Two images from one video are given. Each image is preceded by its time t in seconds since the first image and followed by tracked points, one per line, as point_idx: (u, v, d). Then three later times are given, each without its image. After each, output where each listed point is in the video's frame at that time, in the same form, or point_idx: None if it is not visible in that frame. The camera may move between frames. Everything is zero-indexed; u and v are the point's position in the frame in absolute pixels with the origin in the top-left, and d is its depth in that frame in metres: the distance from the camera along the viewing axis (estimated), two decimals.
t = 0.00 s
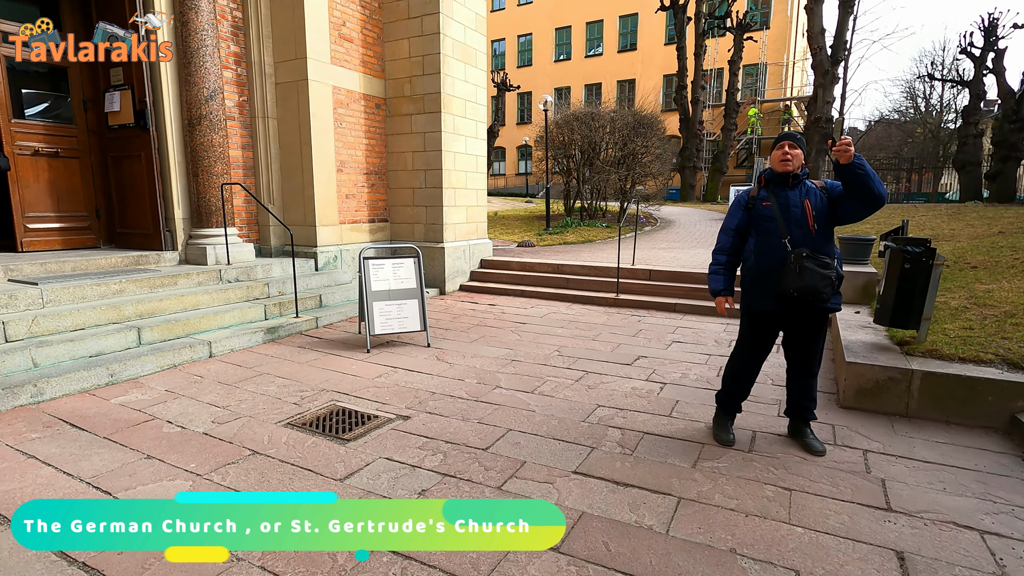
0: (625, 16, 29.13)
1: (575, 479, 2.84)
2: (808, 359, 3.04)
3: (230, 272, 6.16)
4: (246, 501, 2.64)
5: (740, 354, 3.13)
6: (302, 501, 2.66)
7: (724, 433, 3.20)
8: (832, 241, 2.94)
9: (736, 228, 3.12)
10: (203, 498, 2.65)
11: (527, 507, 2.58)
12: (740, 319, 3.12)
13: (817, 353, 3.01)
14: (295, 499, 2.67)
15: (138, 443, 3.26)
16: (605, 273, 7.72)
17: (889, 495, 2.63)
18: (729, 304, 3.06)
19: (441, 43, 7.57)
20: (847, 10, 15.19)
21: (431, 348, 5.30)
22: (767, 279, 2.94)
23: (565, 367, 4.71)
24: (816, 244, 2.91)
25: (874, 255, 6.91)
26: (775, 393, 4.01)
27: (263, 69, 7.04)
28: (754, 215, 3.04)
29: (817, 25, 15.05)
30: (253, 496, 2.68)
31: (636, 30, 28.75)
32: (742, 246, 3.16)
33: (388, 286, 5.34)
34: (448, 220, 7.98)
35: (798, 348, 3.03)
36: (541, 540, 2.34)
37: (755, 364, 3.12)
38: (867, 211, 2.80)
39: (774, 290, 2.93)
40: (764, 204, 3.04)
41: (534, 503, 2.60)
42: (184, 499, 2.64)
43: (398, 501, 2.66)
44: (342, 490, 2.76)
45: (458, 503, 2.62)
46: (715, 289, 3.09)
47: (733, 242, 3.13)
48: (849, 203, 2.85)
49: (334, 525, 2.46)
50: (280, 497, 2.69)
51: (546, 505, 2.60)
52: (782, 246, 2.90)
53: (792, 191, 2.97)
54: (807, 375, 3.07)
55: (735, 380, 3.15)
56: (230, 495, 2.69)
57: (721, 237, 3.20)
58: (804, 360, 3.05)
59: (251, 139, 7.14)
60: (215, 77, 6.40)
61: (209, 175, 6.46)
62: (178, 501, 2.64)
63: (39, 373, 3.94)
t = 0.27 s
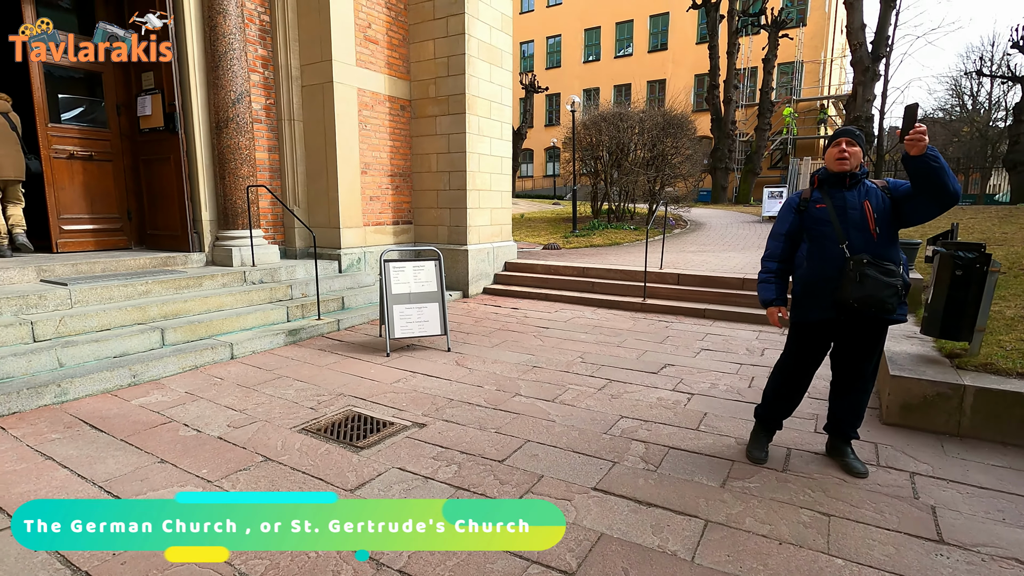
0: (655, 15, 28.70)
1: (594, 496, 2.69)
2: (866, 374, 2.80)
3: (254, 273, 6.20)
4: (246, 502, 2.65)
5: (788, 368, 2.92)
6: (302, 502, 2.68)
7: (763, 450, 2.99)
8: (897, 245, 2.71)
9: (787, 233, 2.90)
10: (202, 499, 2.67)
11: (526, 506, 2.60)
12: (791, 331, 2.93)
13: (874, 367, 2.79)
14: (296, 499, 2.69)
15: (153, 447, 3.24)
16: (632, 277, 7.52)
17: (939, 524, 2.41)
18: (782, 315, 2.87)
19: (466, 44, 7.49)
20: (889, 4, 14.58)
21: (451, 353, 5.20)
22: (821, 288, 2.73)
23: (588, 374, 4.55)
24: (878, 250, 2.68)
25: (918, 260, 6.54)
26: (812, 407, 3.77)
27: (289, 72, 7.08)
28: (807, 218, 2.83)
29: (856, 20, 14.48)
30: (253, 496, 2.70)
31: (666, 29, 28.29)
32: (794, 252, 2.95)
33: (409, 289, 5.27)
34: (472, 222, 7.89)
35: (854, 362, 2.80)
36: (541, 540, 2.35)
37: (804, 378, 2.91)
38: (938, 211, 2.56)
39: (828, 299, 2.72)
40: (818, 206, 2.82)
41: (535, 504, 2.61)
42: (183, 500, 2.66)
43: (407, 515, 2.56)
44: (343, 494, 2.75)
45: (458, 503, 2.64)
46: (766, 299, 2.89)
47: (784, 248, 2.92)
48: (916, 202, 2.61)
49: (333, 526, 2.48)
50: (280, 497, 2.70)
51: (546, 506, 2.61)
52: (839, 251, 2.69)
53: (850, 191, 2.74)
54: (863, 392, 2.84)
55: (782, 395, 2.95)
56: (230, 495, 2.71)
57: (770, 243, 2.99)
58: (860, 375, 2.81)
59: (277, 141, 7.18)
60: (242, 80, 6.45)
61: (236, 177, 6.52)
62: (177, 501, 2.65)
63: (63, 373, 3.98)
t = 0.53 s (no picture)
0: (688, 16, 28.21)
1: (615, 519, 2.53)
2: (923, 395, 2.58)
3: (279, 277, 6.23)
4: (247, 502, 2.68)
5: (837, 385, 2.72)
6: (303, 502, 2.71)
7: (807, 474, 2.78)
8: (960, 255, 2.51)
9: (837, 240, 2.68)
10: (202, 499, 2.70)
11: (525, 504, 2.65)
12: (840, 345, 2.73)
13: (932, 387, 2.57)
14: (297, 500, 2.72)
15: (168, 452, 3.22)
16: (661, 283, 7.29)
17: (1000, 563, 2.17)
18: (830, 328, 2.69)
19: (492, 46, 7.41)
20: None
21: (473, 360, 5.10)
22: (876, 300, 2.53)
23: (612, 385, 4.37)
24: (939, 259, 2.48)
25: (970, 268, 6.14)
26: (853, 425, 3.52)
27: (317, 77, 7.12)
28: (859, 225, 2.62)
29: (900, 16, 13.87)
30: (255, 497, 2.73)
31: (699, 31, 27.77)
32: (843, 260, 2.73)
33: (430, 295, 5.19)
34: (497, 226, 7.79)
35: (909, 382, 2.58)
36: (541, 540, 2.38)
37: (852, 398, 2.69)
38: (1010, 219, 2.36)
39: (883, 313, 2.52)
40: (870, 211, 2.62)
41: (535, 504, 2.65)
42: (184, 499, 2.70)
43: (418, 533, 2.45)
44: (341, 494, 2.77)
45: (457, 503, 2.67)
46: (813, 311, 2.68)
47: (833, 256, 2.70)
48: (984, 209, 2.42)
49: (333, 525, 2.50)
50: (280, 498, 2.73)
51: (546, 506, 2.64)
52: (897, 261, 2.48)
53: (908, 196, 2.54)
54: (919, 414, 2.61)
55: (830, 414, 2.75)
56: (230, 496, 2.74)
57: (816, 250, 2.76)
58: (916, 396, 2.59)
59: (305, 146, 7.23)
60: (271, 85, 6.51)
61: (264, 182, 6.58)
62: (177, 501, 2.69)
63: (89, 376, 4.03)
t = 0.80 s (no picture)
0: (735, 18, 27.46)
1: (647, 553, 2.35)
2: (1000, 429, 2.30)
3: (316, 284, 6.29)
4: (247, 504, 2.76)
5: (899, 414, 2.47)
6: (303, 503, 2.78)
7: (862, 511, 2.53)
8: None
9: (900, 252, 2.45)
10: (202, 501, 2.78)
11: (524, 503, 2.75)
12: (903, 368, 2.48)
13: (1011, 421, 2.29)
14: (296, 501, 2.79)
15: (197, 461, 3.23)
16: (703, 293, 7.00)
17: None
18: (888, 349, 2.45)
19: (530, 52, 7.32)
20: None
21: (504, 372, 4.97)
22: (945, 321, 2.28)
23: (649, 402, 4.17)
24: None
25: None
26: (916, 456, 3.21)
27: (356, 86, 7.20)
28: (926, 236, 2.38)
29: (967, 11, 13.02)
30: (255, 499, 2.81)
31: (746, 32, 26.97)
32: (908, 275, 2.49)
33: (462, 304, 5.11)
34: (533, 234, 7.67)
35: (985, 414, 2.31)
36: (539, 541, 2.46)
37: (918, 428, 2.43)
38: None
39: (953, 335, 2.27)
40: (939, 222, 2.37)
41: (537, 504, 2.74)
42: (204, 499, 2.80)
43: (436, 561, 2.34)
44: (339, 496, 2.84)
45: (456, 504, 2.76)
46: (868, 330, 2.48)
47: (895, 270, 2.47)
48: None
49: (333, 525, 2.58)
50: (280, 500, 2.80)
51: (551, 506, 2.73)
52: (970, 278, 2.23)
53: (985, 205, 2.28)
54: (996, 450, 2.33)
55: (890, 445, 2.50)
56: (229, 498, 2.81)
57: (877, 263, 2.54)
58: (993, 431, 2.31)
59: (344, 154, 7.32)
60: (311, 95, 6.61)
61: (303, 190, 6.68)
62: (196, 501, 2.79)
63: (129, 381, 4.13)
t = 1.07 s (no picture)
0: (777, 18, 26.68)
1: None
2: None
3: (345, 290, 6.32)
4: (246, 504, 2.84)
5: (960, 442, 2.23)
6: (303, 503, 2.86)
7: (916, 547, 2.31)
8: None
9: (959, 263, 2.22)
10: (200, 502, 2.84)
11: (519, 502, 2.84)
12: (964, 389, 2.24)
13: None
14: (295, 501, 2.86)
15: (219, 468, 3.23)
16: (741, 303, 6.71)
17: None
18: (942, 369, 2.23)
19: (562, 56, 7.20)
20: None
21: (531, 382, 4.85)
22: (1011, 339, 2.04)
23: (681, 418, 3.97)
24: None
25: None
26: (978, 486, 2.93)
27: (388, 93, 7.24)
28: (991, 245, 2.14)
29: None
30: (254, 499, 2.88)
31: (789, 32, 26.17)
32: (969, 289, 2.25)
33: (489, 312, 5.01)
34: (564, 240, 7.53)
35: None
36: (540, 540, 2.52)
37: (982, 460, 2.18)
38: None
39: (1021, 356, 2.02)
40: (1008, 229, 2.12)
41: (535, 502, 2.82)
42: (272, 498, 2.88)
43: None
44: (336, 496, 2.92)
45: (453, 503, 2.85)
46: (921, 346, 2.28)
47: (954, 282, 2.24)
48: None
49: (333, 525, 2.65)
50: (279, 501, 2.87)
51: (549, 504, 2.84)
52: None
53: None
54: None
55: (949, 476, 2.25)
56: (228, 499, 2.88)
57: (933, 274, 2.32)
58: None
59: (375, 160, 7.36)
60: (343, 102, 6.67)
61: (334, 196, 6.74)
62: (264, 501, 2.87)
63: (160, 385, 4.19)
